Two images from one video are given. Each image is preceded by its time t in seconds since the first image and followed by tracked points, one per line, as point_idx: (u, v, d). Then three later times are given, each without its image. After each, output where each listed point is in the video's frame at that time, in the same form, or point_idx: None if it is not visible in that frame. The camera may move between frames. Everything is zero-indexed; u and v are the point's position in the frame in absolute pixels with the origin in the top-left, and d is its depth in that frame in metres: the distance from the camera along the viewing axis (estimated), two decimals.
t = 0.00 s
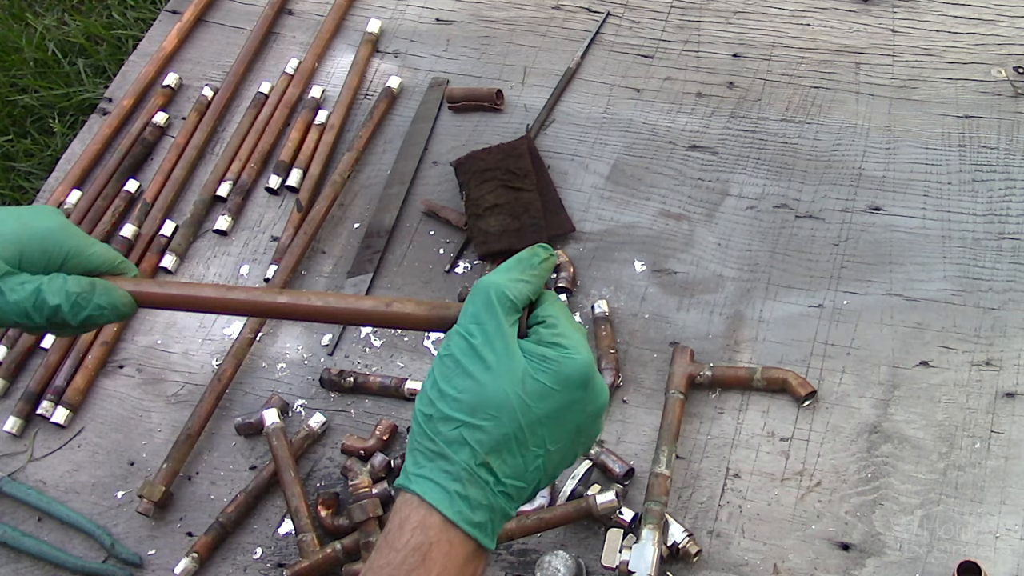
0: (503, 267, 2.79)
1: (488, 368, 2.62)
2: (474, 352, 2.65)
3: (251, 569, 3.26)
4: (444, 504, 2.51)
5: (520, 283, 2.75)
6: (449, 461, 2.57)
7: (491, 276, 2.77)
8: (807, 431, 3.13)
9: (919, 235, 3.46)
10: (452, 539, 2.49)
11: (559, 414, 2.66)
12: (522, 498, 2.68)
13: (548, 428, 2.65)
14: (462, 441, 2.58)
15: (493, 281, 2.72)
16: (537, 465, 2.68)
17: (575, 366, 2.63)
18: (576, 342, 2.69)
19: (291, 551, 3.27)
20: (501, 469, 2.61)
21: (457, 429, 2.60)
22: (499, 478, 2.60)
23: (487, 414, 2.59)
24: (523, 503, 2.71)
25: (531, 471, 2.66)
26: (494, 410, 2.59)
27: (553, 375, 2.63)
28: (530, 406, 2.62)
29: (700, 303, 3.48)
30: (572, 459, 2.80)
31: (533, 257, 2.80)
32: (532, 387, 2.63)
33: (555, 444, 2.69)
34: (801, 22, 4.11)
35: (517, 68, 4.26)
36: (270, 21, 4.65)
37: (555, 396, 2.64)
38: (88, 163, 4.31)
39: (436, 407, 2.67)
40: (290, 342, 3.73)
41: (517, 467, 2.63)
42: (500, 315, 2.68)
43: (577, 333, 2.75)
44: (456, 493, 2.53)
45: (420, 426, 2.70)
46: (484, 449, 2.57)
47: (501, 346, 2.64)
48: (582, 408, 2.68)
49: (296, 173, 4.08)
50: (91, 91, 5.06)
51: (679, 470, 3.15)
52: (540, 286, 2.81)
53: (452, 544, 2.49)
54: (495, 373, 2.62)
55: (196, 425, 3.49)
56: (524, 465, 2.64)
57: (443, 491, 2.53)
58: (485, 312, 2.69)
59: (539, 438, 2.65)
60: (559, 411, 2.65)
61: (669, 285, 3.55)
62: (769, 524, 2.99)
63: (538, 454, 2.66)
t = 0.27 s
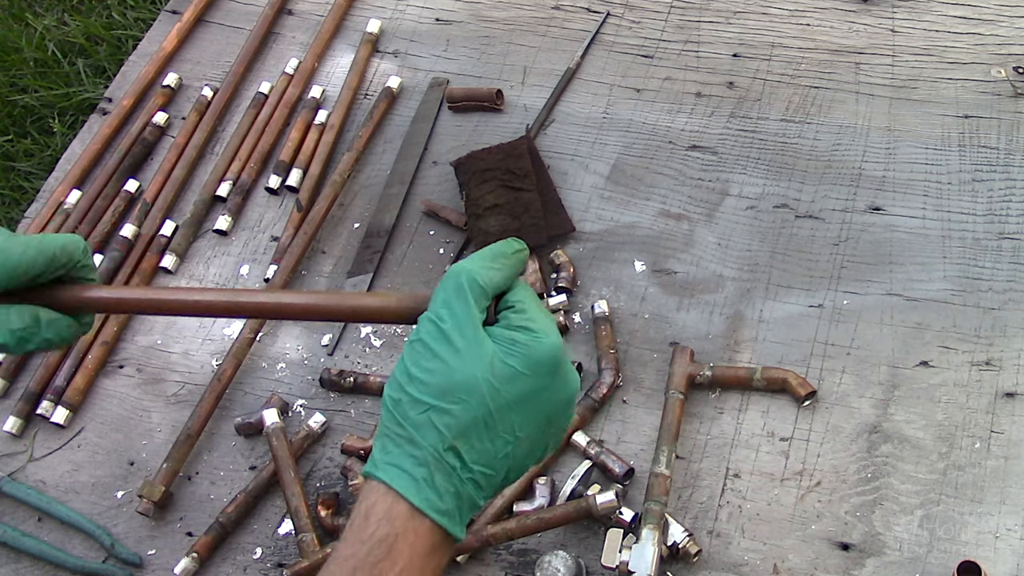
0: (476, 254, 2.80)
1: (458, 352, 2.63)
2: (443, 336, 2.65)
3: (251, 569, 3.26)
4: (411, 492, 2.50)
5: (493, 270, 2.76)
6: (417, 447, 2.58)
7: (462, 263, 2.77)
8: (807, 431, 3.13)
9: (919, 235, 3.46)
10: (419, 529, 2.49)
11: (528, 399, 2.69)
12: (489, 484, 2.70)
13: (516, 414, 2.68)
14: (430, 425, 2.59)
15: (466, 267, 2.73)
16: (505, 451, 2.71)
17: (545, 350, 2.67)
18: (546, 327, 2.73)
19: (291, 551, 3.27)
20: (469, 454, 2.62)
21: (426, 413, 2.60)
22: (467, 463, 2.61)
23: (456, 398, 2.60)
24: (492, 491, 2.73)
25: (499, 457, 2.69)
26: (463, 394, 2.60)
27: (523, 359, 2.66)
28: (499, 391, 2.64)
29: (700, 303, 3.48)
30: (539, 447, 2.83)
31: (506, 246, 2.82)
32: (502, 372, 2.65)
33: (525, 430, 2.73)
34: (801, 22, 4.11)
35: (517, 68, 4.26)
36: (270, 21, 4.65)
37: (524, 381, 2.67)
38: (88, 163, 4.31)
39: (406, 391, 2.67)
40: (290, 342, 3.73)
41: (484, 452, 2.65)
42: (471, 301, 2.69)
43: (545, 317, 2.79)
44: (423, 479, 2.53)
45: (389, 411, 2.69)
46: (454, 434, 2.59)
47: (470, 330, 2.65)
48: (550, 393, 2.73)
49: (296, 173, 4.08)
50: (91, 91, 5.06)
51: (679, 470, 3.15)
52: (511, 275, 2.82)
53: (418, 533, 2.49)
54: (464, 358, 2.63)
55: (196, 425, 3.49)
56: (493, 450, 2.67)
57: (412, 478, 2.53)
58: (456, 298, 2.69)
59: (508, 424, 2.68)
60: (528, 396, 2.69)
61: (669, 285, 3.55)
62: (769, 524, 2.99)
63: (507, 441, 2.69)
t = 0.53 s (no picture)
0: (433, 274, 2.92)
1: (435, 379, 2.84)
2: (418, 366, 2.84)
3: (251, 569, 3.26)
4: (411, 517, 2.77)
5: (450, 288, 2.90)
6: (411, 476, 2.81)
7: (421, 286, 2.90)
8: (808, 431, 3.13)
9: (919, 235, 3.45)
10: (420, 548, 2.76)
11: (505, 411, 2.96)
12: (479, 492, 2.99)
13: (496, 426, 2.95)
14: (420, 454, 2.81)
15: (427, 292, 2.86)
16: (488, 460, 2.98)
17: (515, 364, 2.91)
18: (513, 339, 2.97)
19: (291, 551, 3.27)
20: (462, 472, 2.89)
21: (414, 444, 2.82)
22: (461, 481, 2.88)
23: (440, 423, 2.83)
24: (480, 497, 3.03)
25: (485, 467, 2.97)
26: (447, 420, 2.83)
27: (498, 376, 2.90)
28: (479, 407, 2.90)
29: (700, 303, 3.48)
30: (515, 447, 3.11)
31: (457, 255, 2.90)
32: (479, 391, 2.89)
33: (506, 437, 3.01)
34: (801, 22, 4.11)
35: (517, 68, 4.26)
36: (270, 22, 4.65)
37: (501, 395, 2.92)
38: (88, 163, 4.31)
39: (388, 424, 2.87)
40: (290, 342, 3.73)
41: (473, 467, 2.93)
42: (438, 326, 2.86)
43: (511, 329, 3.01)
44: (422, 505, 2.78)
45: (374, 444, 2.88)
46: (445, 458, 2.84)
47: (445, 357, 2.85)
48: (523, 400, 2.99)
49: (296, 173, 4.08)
50: (91, 91, 5.06)
51: (679, 470, 3.15)
52: (468, 289, 2.97)
53: (418, 552, 2.76)
54: (442, 383, 2.84)
55: (196, 425, 3.49)
56: (479, 463, 2.95)
57: (412, 506, 2.78)
58: (422, 326, 2.85)
59: (491, 435, 2.96)
60: (505, 407, 2.95)
61: (669, 285, 3.55)
62: (769, 524, 2.99)
63: (491, 450, 2.98)
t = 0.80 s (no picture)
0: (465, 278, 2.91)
1: (438, 368, 2.71)
2: (425, 351, 2.73)
3: (251, 569, 3.26)
4: (386, 499, 2.60)
5: (478, 295, 2.86)
6: (395, 456, 2.66)
7: (450, 285, 2.86)
8: (807, 431, 3.13)
9: (919, 235, 3.46)
10: (390, 538, 2.58)
11: (502, 419, 2.78)
12: (462, 498, 2.79)
13: (490, 432, 2.77)
14: (410, 436, 2.67)
15: (455, 290, 2.82)
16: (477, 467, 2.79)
17: (521, 372, 2.76)
18: (525, 351, 2.83)
19: (291, 551, 3.27)
20: (446, 468, 2.71)
21: (405, 424, 2.69)
22: (444, 477, 2.71)
23: (433, 412, 2.68)
24: (461, 507, 2.82)
25: (472, 474, 2.77)
26: (441, 409, 2.68)
27: (501, 381, 2.75)
28: (477, 408, 2.73)
29: (700, 303, 3.48)
30: (514, 466, 2.91)
31: (492, 273, 2.92)
32: (479, 390, 2.73)
33: (500, 450, 2.81)
34: (801, 22, 4.11)
35: (517, 68, 4.26)
36: (270, 21, 4.65)
37: (500, 401, 2.76)
38: (88, 163, 4.31)
39: (386, 402, 2.75)
40: (290, 342, 3.73)
41: (459, 467, 2.74)
42: (456, 320, 2.78)
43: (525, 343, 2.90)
44: (399, 489, 2.62)
45: (368, 421, 2.78)
46: (433, 450, 2.67)
47: (455, 348, 2.74)
48: (523, 414, 2.81)
49: (296, 173, 4.08)
50: (91, 91, 5.06)
51: (679, 470, 3.15)
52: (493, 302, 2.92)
53: (392, 542, 2.59)
54: (444, 372, 2.71)
55: (196, 425, 3.49)
56: (467, 466, 2.76)
57: (387, 486, 2.63)
58: (440, 316, 2.78)
59: (484, 441, 2.77)
60: (504, 414, 2.78)
61: (669, 285, 3.55)
62: (769, 524, 2.99)
63: (481, 458, 2.78)
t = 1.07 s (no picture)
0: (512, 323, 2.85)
1: (486, 424, 2.67)
2: (473, 408, 2.69)
3: (251, 569, 3.26)
4: (432, 562, 2.55)
5: (523, 344, 2.81)
6: (441, 516, 2.61)
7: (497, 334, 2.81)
8: (807, 431, 3.14)
9: (919, 235, 3.46)
10: None
11: (550, 474, 2.70)
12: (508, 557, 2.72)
13: (538, 489, 2.69)
14: (455, 495, 2.62)
15: (501, 339, 2.78)
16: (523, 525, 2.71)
17: (570, 428, 2.69)
18: (574, 405, 2.75)
19: (291, 551, 3.27)
20: (492, 526, 2.64)
21: (451, 482, 2.64)
22: (490, 536, 2.64)
23: (480, 469, 2.63)
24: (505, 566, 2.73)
25: (518, 531, 2.69)
26: (488, 465, 2.63)
27: (550, 436, 2.69)
28: (526, 463, 2.66)
29: (700, 303, 3.48)
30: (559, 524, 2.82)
31: (535, 322, 2.87)
32: (528, 445, 2.67)
33: (546, 507, 2.73)
34: (801, 22, 4.11)
35: (517, 68, 4.26)
36: (270, 21, 4.65)
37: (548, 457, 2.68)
38: (88, 163, 4.31)
39: (431, 460, 2.70)
40: (290, 342, 3.73)
41: (506, 525, 2.67)
42: (504, 374, 2.73)
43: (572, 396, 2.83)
44: (444, 550, 2.57)
45: (413, 478, 2.73)
46: (478, 506, 2.61)
47: (503, 402, 2.69)
48: (571, 471, 2.73)
49: (296, 173, 4.08)
50: (91, 91, 5.06)
51: (679, 470, 3.15)
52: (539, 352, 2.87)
53: None
54: (492, 429, 2.66)
55: (196, 425, 3.49)
56: (513, 524, 2.68)
57: (433, 548, 2.58)
58: (487, 369, 2.73)
59: (531, 498, 2.69)
60: (553, 470, 2.70)
61: (669, 285, 3.55)
62: (769, 524, 2.99)
63: (528, 515, 2.70)
